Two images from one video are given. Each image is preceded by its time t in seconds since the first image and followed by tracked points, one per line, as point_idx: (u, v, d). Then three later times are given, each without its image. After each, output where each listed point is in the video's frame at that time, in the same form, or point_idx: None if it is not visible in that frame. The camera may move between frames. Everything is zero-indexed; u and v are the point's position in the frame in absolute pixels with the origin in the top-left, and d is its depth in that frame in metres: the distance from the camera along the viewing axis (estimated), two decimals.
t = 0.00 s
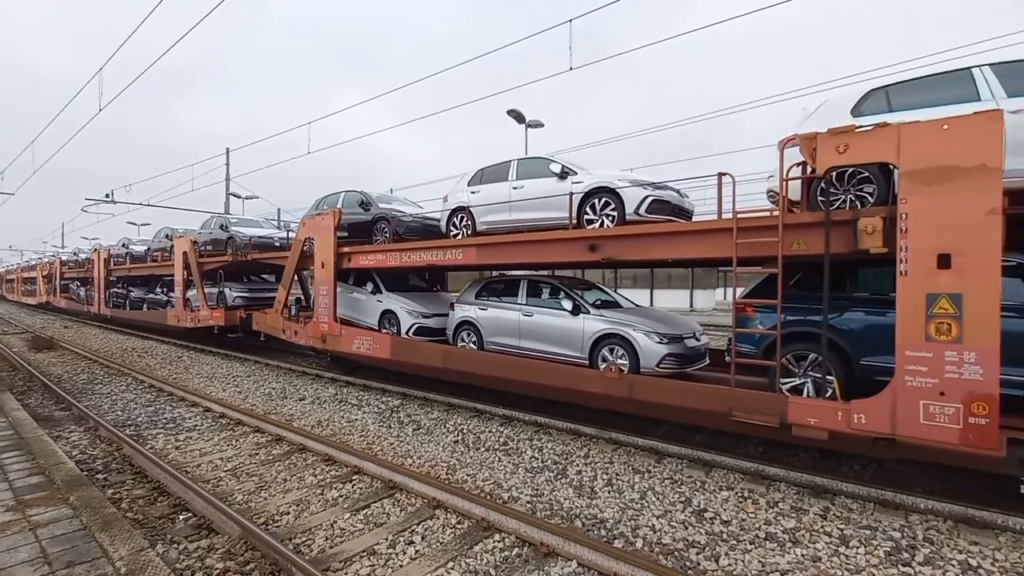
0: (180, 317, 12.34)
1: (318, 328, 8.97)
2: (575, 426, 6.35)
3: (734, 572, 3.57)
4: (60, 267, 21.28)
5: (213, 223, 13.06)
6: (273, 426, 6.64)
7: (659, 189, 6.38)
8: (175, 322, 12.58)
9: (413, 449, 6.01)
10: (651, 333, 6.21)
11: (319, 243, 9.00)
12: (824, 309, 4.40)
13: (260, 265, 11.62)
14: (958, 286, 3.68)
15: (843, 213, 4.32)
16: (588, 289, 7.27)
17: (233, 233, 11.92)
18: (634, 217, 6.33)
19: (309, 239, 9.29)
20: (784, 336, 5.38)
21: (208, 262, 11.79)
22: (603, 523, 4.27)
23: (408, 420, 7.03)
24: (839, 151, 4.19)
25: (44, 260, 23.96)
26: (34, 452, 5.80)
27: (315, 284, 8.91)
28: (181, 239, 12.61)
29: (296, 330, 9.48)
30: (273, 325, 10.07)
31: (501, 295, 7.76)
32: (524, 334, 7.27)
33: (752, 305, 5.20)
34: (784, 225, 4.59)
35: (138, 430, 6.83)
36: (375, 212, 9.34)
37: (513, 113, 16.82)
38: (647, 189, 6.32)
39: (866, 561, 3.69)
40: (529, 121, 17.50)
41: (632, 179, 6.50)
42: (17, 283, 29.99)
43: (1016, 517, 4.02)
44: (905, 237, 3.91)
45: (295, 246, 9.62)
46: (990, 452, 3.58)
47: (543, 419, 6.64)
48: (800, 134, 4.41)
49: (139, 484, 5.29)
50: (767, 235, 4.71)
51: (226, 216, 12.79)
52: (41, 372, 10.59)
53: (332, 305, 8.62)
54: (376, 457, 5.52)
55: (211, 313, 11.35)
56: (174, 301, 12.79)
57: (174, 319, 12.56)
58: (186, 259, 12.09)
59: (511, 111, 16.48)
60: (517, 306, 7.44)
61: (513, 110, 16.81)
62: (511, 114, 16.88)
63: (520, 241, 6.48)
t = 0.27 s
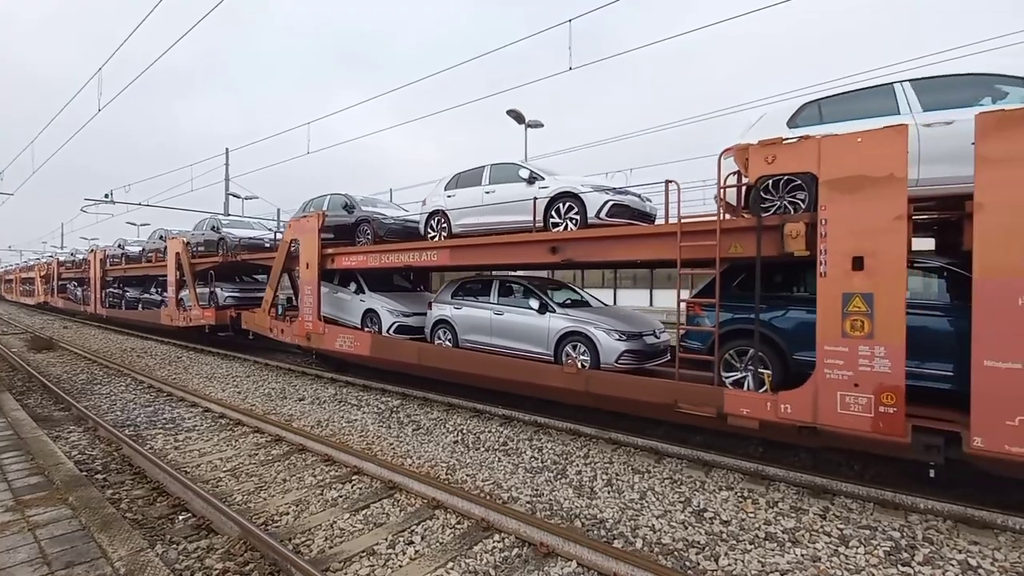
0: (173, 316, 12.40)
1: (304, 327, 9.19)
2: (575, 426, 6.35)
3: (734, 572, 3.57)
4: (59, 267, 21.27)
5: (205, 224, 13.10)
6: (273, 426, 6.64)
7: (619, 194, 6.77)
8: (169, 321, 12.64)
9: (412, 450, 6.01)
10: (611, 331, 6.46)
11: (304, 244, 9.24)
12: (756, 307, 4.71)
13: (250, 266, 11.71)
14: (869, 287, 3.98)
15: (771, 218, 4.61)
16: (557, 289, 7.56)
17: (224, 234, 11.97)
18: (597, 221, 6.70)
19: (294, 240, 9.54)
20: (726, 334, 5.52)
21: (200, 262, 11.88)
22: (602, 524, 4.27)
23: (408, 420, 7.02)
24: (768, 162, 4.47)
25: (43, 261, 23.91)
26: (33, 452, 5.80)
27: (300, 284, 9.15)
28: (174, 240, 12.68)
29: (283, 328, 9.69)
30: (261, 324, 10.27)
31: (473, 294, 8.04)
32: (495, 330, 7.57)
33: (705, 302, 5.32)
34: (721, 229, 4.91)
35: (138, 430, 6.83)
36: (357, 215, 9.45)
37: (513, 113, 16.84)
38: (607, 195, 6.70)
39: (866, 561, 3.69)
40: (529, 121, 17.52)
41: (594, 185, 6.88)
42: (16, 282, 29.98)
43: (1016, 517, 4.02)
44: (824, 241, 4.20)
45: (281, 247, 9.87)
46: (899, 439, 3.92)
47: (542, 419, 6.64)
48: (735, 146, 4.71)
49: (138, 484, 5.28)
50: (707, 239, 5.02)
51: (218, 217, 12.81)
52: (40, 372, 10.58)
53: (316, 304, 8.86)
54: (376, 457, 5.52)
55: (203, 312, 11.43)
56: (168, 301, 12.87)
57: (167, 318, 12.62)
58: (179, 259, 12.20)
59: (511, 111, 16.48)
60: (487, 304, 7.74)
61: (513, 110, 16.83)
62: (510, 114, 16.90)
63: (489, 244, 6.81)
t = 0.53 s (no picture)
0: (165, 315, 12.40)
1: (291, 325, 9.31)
2: (574, 426, 6.35)
3: (734, 572, 3.57)
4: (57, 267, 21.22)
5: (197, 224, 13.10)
6: (272, 425, 6.63)
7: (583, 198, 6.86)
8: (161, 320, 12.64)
9: (412, 449, 6.01)
10: (575, 329, 6.69)
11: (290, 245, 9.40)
12: (699, 304, 5.25)
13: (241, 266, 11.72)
14: (795, 287, 4.30)
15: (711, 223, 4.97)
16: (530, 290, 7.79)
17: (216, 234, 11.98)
18: (561, 225, 6.82)
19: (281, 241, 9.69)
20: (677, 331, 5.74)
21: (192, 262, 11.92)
22: (602, 523, 4.27)
23: (408, 420, 7.02)
24: (706, 170, 4.77)
25: (42, 260, 23.86)
26: (32, 452, 5.79)
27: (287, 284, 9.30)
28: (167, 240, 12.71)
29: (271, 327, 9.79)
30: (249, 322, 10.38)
31: (450, 293, 8.20)
32: (470, 328, 7.73)
33: (655, 300, 5.63)
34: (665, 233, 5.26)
35: (137, 430, 6.82)
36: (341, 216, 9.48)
37: (513, 113, 16.87)
38: (572, 199, 6.80)
39: (866, 560, 3.69)
40: (529, 121, 17.54)
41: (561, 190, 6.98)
42: (14, 281, 29.90)
43: (1015, 516, 4.02)
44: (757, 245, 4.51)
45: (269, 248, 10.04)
46: (818, 426, 4.24)
47: (542, 419, 6.64)
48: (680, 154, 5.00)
49: (137, 484, 5.28)
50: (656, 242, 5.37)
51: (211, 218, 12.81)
52: (39, 372, 10.57)
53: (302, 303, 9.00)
54: (375, 457, 5.52)
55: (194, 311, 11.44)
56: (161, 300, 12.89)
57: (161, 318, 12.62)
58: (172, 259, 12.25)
59: (511, 111, 16.49)
60: (463, 303, 7.91)
61: (512, 110, 16.84)
62: (511, 114, 16.92)
63: (465, 245, 7.04)
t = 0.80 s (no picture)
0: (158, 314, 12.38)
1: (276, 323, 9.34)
2: (574, 426, 6.35)
3: (734, 571, 3.57)
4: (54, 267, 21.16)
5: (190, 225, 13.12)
6: (271, 425, 6.63)
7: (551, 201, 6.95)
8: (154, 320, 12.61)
9: (411, 449, 6.01)
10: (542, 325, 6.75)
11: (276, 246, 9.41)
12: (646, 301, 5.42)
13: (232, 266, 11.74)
14: (729, 287, 4.61)
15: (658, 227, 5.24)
16: (504, 288, 7.89)
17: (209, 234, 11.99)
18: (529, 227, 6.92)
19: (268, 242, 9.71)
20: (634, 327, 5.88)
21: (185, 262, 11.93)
22: (602, 522, 4.27)
23: (407, 419, 7.01)
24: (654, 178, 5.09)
25: (40, 260, 23.80)
26: (31, 452, 5.79)
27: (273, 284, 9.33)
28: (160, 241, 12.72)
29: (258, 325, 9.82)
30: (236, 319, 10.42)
31: (428, 291, 8.29)
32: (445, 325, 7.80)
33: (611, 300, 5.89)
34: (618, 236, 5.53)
35: (137, 429, 6.82)
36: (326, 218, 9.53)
37: (513, 112, 16.89)
38: (540, 202, 6.91)
39: (865, 560, 3.69)
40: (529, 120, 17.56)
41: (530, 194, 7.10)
42: (13, 281, 29.82)
43: (1014, 516, 4.02)
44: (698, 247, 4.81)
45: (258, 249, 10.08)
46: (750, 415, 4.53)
47: (542, 418, 6.64)
48: (630, 162, 5.30)
49: (137, 483, 5.27)
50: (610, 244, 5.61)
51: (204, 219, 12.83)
52: (38, 372, 10.54)
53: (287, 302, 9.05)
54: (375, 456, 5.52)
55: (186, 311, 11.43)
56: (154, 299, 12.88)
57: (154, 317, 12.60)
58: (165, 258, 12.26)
59: (510, 111, 16.52)
60: (439, 301, 8.00)
61: (512, 109, 16.86)
62: (511, 114, 16.94)
63: (443, 245, 7.09)
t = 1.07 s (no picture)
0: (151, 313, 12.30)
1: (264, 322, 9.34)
2: (573, 425, 6.34)
3: (733, 571, 3.57)
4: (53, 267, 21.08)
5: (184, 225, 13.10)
6: (271, 425, 6.62)
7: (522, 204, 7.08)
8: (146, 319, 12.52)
9: (410, 449, 6.00)
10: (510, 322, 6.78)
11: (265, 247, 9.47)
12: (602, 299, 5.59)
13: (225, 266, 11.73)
14: (673, 286, 4.70)
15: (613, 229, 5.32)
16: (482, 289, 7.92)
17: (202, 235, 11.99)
18: (499, 229, 7.00)
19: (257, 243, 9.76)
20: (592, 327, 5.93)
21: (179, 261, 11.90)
22: (601, 522, 4.27)
23: (406, 419, 7.00)
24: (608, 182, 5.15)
25: (39, 260, 23.73)
26: (30, 452, 5.78)
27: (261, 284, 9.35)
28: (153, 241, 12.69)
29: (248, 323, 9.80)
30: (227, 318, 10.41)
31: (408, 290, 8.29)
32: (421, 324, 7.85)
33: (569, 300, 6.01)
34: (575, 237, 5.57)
35: (136, 429, 6.82)
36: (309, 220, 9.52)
37: (513, 112, 16.89)
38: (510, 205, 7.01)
39: (864, 560, 3.69)
40: (529, 120, 17.56)
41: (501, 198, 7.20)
42: (11, 281, 29.73)
43: (1013, 515, 4.02)
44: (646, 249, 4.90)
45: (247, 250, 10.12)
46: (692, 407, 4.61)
47: (541, 418, 6.63)
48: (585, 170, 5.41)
49: (136, 484, 5.27)
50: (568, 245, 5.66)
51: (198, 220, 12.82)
52: (37, 372, 10.52)
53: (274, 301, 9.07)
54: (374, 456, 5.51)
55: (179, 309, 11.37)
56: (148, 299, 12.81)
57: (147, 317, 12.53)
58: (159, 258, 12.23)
59: (511, 111, 16.52)
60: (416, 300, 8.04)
61: (512, 109, 16.85)
62: (511, 114, 16.94)
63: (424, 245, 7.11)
